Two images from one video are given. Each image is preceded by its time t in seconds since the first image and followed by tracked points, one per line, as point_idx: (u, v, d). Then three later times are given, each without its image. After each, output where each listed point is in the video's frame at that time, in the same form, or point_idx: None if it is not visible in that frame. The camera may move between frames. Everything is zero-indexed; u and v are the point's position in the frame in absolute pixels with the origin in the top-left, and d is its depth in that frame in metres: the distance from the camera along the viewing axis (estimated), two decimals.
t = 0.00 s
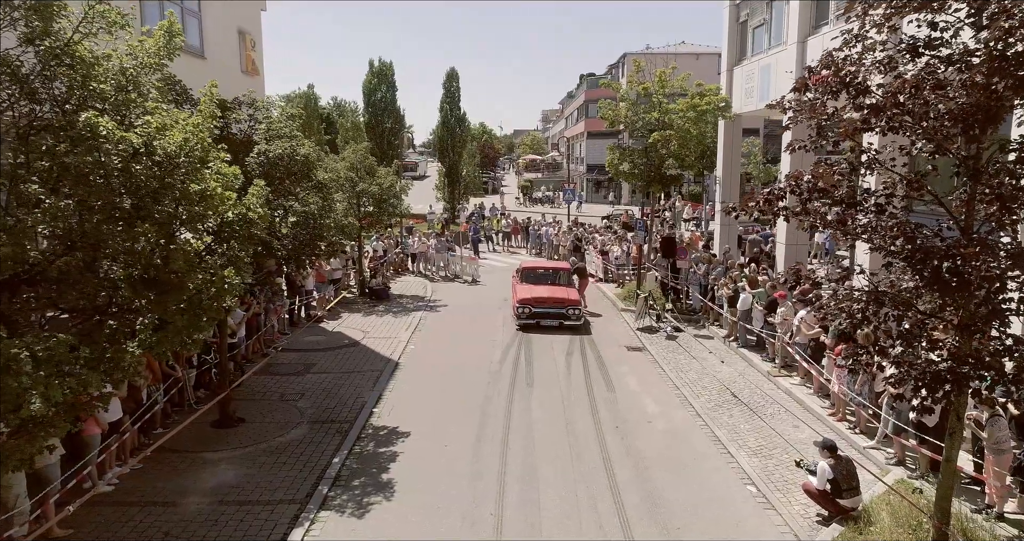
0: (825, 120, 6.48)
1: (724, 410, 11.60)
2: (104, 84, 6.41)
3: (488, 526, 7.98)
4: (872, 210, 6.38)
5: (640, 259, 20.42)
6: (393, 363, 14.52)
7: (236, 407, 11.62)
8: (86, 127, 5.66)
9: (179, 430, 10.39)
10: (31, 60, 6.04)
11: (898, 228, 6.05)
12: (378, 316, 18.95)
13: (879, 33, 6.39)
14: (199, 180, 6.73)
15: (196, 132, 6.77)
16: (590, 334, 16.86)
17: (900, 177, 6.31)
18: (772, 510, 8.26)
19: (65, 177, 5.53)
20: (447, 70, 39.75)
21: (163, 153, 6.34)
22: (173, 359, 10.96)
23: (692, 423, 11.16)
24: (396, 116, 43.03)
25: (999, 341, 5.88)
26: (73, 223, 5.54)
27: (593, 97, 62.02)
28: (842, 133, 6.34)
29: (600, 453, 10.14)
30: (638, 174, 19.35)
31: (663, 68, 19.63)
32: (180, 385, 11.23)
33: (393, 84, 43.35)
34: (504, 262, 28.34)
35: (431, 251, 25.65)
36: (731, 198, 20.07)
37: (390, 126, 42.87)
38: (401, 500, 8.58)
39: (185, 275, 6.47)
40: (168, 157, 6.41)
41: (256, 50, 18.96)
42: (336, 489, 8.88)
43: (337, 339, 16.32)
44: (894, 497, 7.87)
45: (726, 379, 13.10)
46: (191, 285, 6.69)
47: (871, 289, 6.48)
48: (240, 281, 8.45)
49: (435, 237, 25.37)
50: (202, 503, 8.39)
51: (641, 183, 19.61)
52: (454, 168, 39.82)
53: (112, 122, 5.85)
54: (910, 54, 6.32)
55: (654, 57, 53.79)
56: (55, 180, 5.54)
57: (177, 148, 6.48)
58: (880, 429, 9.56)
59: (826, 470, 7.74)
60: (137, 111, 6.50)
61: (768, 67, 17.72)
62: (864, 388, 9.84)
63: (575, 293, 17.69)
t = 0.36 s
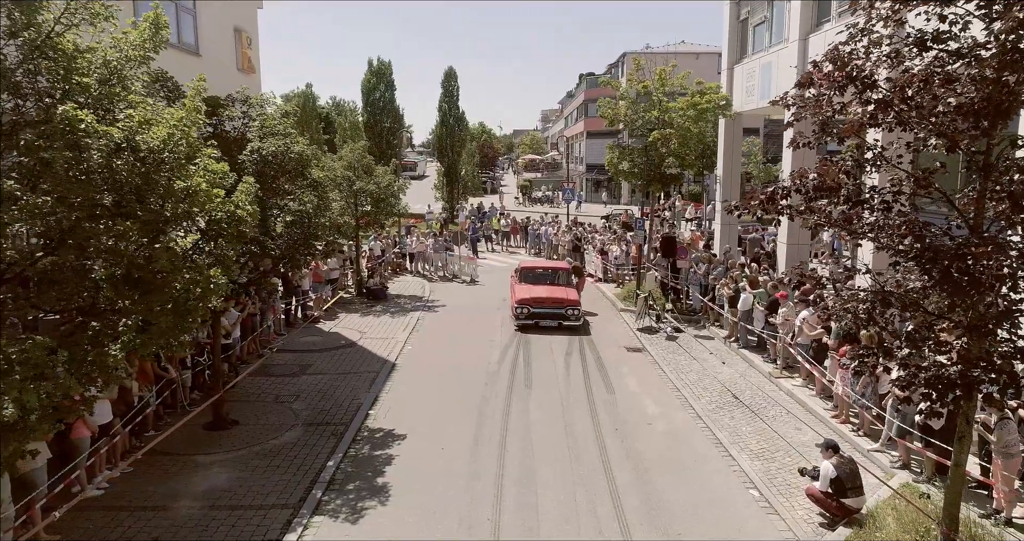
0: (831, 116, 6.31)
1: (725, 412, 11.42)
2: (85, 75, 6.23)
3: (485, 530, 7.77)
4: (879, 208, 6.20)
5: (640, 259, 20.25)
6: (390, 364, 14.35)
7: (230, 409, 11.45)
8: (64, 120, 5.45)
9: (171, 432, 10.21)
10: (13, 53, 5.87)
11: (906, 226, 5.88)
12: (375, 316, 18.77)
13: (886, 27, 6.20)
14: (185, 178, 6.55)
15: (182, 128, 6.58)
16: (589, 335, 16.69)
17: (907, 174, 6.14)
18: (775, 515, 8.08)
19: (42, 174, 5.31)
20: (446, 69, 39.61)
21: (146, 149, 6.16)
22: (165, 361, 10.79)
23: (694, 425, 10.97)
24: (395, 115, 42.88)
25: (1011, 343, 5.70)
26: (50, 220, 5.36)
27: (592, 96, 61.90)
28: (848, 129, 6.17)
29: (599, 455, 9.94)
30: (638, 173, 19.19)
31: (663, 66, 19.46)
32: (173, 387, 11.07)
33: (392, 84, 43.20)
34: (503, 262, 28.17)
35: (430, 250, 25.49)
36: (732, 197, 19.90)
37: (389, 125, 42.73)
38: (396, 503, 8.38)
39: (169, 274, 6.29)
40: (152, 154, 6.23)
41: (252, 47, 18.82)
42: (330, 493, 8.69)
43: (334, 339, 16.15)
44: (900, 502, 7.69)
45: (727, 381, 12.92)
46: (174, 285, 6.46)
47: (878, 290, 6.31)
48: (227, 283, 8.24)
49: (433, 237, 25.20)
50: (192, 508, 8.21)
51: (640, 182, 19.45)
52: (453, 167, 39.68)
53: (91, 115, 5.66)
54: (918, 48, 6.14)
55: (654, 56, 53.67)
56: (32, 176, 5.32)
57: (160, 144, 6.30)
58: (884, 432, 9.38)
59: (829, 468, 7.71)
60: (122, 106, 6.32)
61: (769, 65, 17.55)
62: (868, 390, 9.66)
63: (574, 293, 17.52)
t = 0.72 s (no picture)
0: (841, 111, 6.07)
1: (729, 416, 11.17)
2: (61, 69, 5.99)
3: (481, 534, 7.50)
4: (892, 207, 5.97)
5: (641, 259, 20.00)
6: (388, 366, 14.10)
7: (222, 412, 11.20)
8: (33, 111, 5.25)
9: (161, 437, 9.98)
10: None
11: (922, 225, 5.64)
12: (373, 318, 18.52)
13: (898, 19, 5.95)
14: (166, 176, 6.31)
15: (159, 124, 6.38)
16: (590, 336, 16.45)
17: (921, 171, 5.90)
18: (782, 522, 7.82)
19: (13, 171, 5.08)
20: (445, 68, 39.36)
21: (124, 144, 5.93)
22: (156, 363, 10.54)
23: (697, 428, 10.72)
24: (394, 115, 42.62)
25: None
26: (20, 220, 5.12)
27: (592, 95, 61.69)
28: (860, 125, 5.92)
29: (600, 458, 9.68)
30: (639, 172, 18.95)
31: (664, 63, 19.22)
32: (164, 390, 10.82)
33: (391, 83, 42.95)
34: (503, 262, 27.92)
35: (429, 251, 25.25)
36: (734, 197, 19.65)
37: (388, 124, 42.49)
38: (391, 510, 8.12)
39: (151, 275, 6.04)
40: (128, 150, 6.00)
41: (248, 45, 18.58)
42: (323, 501, 8.45)
43: (331, 341, 15.90)
44: (911, 511, 7.44)
45: (730, 384, 12.67)
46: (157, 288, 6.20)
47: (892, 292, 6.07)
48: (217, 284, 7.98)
49: (431, 237, 24.95)
50: (181, 516, 7.96)
51: (641, 181, 19.20)
52: (452, 167, 39.44)
53: (66, 108, 5.51)
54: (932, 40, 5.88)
55: (654, 55, 53.44)
56: (4, 173, 5.11)
57: (139, 139, 6.07)
58: (893, 437, 9.13)
59: (837, 468, 7.53)
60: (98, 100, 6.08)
61: (772, 62, 17.27)
62: (876, 394, 9.41)
63: (574, 294, 17.26)
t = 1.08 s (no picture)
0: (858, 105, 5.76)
1: (734, 422, 10.85)
2: (30, 60, 5.67)
3: None
4: (911, 207, 5.66)
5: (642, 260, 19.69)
6: (384, 370, 13.77)
7: (211, 418, 10.88)
8: None
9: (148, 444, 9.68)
10: None
11: (945, 226, 5.33)
12: (369, 319, 18.20)
13: (918, 8, 5.64)
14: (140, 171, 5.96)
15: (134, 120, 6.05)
16: (590, 338, 16.14)
17: (942, 169, 5.60)
18: (791, 535, 7.52)
19: None
20: (444, 67, 39.04)
21: (92, 140, 5.64)
22: (144, 368, 10.22)
23: (700, 435, 10.45)
24: (393, 114, 42.31)
25: None
26: None
27: (592, 94, 61.42)
28: (879, 121, 5.62)
29: (601, 467, 9.35)
30: (640, 172, 18.63)
31: (665, 61, 18.91)
32: (152, 395, 10.52)
33: (389, 82, 42.65)
34: (502, 263, 27.62)
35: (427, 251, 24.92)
36: (736, 197, 19.35)
37: (387, 123, 42.16)
38: (385, 523, 7.79)
39: (126, 278, 5.73)
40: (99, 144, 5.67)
41: (242, 42, 18.25)
42: (314, 512, 8.13)
43: (326, 343, 15.58)
44: (927, 524, 7.14)
45: (735, 388, 12.35)
46: (133, 294, 5.89)
47: (911, 296, 5.76)
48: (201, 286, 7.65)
49: (429, 237, 24.64)
50: (166, 528, 7.65)
51: (642, 181, 18.88)
52: (451, 167, 39.14)
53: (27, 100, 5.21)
54: (954, 30, 5.57)
55: (654, 54, 53.19)
56: None
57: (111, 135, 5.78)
58: (905, 445, 8.83)
59: (848, 483, 7.15)
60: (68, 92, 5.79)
61: (776, 60, 16.96)
62: (887, 400, 9.11)
63: (574, 295, 16.95)
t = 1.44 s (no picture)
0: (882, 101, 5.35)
1: (741, 431, 10.44)
2: None
3: None
4: (940, 211, 5.26)
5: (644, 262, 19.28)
6: (378, 376, 13.34)
7: (198, 429, 10.47)
8: None
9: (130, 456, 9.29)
10: None
11: (978, 232, 4.93)
12: (365, 323, 17.79)
13: None
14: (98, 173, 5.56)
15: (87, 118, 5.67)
16: (591, 343, 15.73)
17: (973, 170, 5.19)
18: None
19: None
20: (443, 66, 38.64)
21: (40, 136, 5.29)
22: (127, 376, 9.83)
23: (706, 444, 10.03)
24: (391, 114, 41.93)
25: None
26: None
27: (592, 94, 61.08)
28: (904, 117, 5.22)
29: (603, 477, 8.93)
30: (641, 172, 18.23)
31: (667, 58, 18.49)
32: (137, 404, 10.14)
33: (388, 81, 42.26)
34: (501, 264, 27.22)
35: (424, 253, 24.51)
36: (740, 197, 18.95)
37: (385, 123, 41.77)
38: None
39: (76, 291, 5.33)
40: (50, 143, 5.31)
41: (234, 38, 17.83)
42: (302, 530, 7.72)
43: (319, 348, 15.17)
44: None
45: (741, 396, 11.93)
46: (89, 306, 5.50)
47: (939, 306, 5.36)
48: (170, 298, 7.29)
49: (427, 238, 24.24)
50: None
51: (643, 181, 18.48)
52: (450, 167, 38.76)
53: None
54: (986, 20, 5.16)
55: (654, 54, 52.85)
56: None
57: (61, 131, 5.43)
58: (922, 457, 8.43)
59: (865, 503, 6.77)
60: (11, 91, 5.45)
61: (781, 57, 16.55)
62: (903, 410, 8.71)
63: (574, 298, 16.54)
